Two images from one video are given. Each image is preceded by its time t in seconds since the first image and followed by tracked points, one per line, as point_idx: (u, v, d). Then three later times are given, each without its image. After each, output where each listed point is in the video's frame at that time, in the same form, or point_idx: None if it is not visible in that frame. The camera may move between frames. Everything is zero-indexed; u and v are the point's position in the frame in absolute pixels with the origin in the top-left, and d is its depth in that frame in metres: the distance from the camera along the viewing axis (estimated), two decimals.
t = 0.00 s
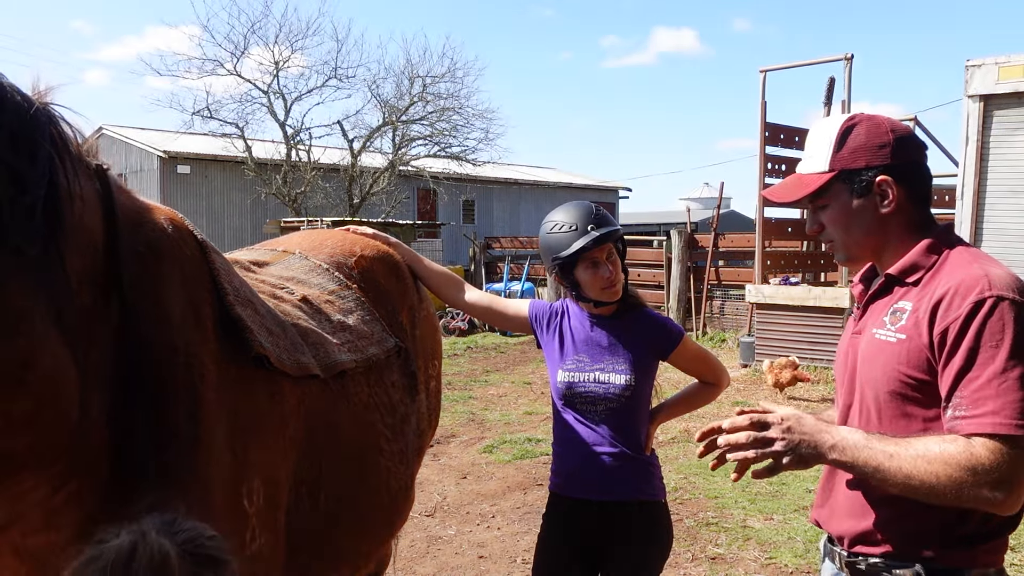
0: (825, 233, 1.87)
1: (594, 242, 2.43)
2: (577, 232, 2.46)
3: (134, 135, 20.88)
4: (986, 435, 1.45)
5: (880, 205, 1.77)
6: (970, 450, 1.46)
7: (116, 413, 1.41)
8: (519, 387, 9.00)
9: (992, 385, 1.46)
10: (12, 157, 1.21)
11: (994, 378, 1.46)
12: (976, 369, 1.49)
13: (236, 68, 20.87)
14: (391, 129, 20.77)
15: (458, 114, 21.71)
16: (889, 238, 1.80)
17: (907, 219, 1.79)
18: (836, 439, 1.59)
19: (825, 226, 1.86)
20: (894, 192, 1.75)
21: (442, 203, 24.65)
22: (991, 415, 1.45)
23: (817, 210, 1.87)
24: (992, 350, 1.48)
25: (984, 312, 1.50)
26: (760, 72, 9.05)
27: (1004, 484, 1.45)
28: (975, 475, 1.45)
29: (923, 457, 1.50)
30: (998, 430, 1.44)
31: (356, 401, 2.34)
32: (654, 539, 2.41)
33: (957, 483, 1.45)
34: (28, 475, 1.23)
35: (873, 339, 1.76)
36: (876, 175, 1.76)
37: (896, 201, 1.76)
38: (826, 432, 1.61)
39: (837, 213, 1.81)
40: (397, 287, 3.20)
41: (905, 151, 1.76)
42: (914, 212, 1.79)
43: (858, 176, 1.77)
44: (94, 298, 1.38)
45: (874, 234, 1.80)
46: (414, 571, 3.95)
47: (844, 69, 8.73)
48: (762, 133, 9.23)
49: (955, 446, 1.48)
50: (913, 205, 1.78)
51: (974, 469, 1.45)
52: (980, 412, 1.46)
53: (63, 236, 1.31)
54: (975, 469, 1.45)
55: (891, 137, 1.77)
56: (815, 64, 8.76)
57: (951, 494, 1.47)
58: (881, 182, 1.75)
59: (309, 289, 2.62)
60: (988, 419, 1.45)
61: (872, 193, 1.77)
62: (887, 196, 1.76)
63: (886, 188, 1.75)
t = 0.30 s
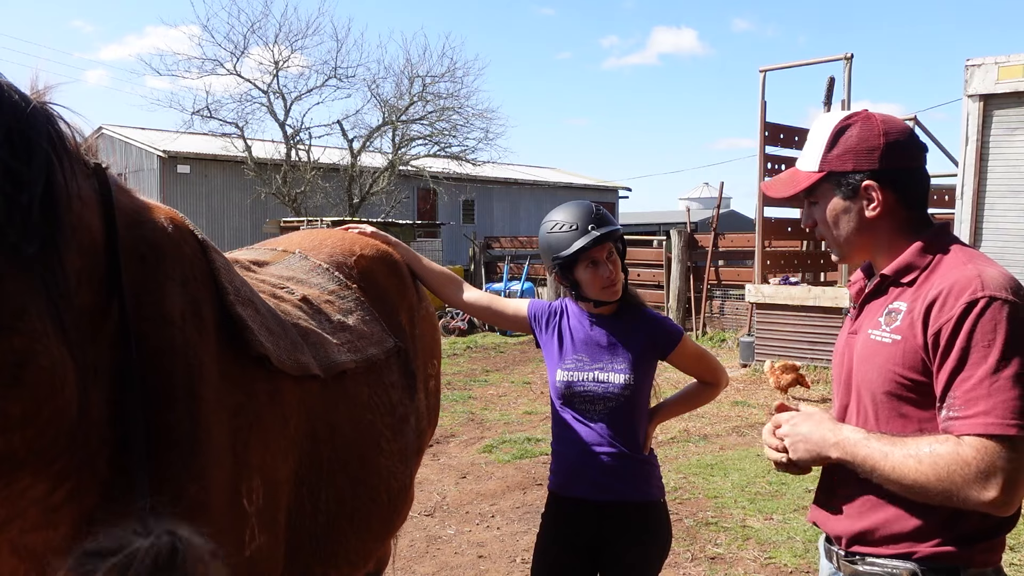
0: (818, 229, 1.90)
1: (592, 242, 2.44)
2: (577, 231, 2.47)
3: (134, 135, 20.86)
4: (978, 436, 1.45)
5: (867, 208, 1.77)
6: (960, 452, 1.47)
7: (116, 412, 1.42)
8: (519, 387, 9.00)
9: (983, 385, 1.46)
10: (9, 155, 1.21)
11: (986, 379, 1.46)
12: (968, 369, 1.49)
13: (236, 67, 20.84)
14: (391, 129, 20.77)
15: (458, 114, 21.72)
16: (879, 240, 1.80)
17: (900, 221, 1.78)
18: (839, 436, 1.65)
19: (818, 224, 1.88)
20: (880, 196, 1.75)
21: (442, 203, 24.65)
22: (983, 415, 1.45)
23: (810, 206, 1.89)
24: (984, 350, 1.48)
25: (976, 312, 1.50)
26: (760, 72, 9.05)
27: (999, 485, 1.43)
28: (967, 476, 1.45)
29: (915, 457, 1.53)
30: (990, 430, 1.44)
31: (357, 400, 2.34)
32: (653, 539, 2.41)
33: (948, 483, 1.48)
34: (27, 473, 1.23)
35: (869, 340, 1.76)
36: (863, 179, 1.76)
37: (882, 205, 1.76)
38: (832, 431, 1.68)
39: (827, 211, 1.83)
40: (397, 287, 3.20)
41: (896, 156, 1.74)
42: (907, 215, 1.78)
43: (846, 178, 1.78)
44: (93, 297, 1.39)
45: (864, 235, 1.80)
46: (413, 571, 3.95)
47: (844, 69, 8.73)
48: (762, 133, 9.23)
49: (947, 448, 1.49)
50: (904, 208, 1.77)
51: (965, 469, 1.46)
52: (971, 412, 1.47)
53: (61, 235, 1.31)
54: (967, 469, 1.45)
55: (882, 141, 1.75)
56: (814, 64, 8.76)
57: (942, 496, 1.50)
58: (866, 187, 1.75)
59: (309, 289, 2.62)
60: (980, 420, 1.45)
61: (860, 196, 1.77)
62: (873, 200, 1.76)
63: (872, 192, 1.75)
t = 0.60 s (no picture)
0: (817, 226, 1.90)
1: (592, 241, 2.44)
2: (577, 230, 2.47)
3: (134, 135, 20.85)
4: (976, 435, 1.46)
5: (863, 207, 1.77)
6: (959, 450, 1.47)
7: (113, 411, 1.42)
8: (519, 387, 9.00)
9: (981, 385, 1.46)
10: (4, 155, 1.21)
11: (983, 379, 1.46)
12: (966, 369, 1.49)
13: (236, 67, 20.82)
14: (391, 129, 20.77)
15: (457, 114, 21.72)
16: (877, 239, 1.80)
17: (898, 221, 1.78)
18: (839, 431, 1.66)
19: (816, 221, 1.89)
20: (876, 195, 1.75)
21: (441, 203, 24.65)
22: (980, 415, 1.45)
23: (809, 203, 1.90)
24: (982, 350, 1.48)
25: (974, 312, 1.50)
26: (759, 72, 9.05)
27: (998, 485, 1.43)
28: (965, 475, 1.45)
29: (914, 455, 1.53)
30: (987, 430, 1.44)
31: (356, 400, 2.35)
32: (653, 539, 2.42)
33: (947, 482, 1.48)
34: (22, 470, 1.24)
35: (868, 339, 1.76)
36: (860, 178, 1.76)
37: (878, 204, 1.76)
38: (832, 425, 1.69)
39: (824, 209, 1.84)
40: (396, 287, 3.21)
41: (893, 156, 1.74)
42: (906, 214, 1.78)
43: (843, 177, 1.79)
44: (90, 295, 1.39)
45: (862, 234, 1.81)
46: (413, 571, 3.95)
47: (844, 69, 8.73)
48: (762, 133, 9.23)
49: (946, 447, 1.49)
50: (902, 208, 1.77)
51: (963, 468, 1.46)
52: (970, 412, 1.47)
53: (58, 235, 1.31)
54: (965, 467, 1.45)
55: (881, 141, 1.75)
56: (814, 64, 8.76)
57: (941, 495, 1.50)
58: (863, 186, 1.75)
59: (309, 289, 2.63)
60: (978, 419, 1.45)
61: (856, 195, 1.77)
62: (869, 199, 1.76)
63: (868, 192, 1.76)
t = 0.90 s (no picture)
0: (820, 227, 1.89)
1: (592, 242, 2.44)
2: (578, 229, 2.47)
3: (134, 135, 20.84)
4: (989, 432, 1.45)
5: (870, 204, 1.76)
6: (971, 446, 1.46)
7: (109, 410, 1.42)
8: (518, 387, 8.99)
9: (990, 382, 1.46)
10: None
11: (993, 376, 1.46)
12: (974, 367, 1.48)
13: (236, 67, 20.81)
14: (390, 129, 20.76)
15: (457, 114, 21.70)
16: (881, 237, 1.79)
17: (903, 217, 1.77)
18: (842, 407, 1.61)
19: (820, 220, 1.88)
20: (883, 191, 1.74)
21: (441, 203, 24.64)
22: (992, 412, 1.45)
23: (813, 203, 1.88)
24: (990, 347, 1.47)
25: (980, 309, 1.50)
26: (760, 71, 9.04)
27: (1003, 481, 1.45)
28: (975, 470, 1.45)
29: (923, 443, 1.50)
30: (997, 426, 1.44)
31: (354, 399, 2.34)
32: (651, 538, 2.42)
33: (956, 478, 1.47)
34: (17, 469, 1.23)
35: (868, 336, 1.76)
36: (866, 175, 1.76)
37: (885, 201, 1.75)
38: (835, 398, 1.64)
39: (829, 208, 1.83)
40: (396, 286, 3.20)
41: (898, 153, 1.74)
42: (911, 212, 1.78)
43: (850, 174, 1.78)
44: (87, 295, 1.39)
45: (867, 232, 1.80)
46: (412, 571, 3.95)
47: (844, 69, 8.72)
48: (762, 133, 9.22)
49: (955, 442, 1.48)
50: (906, 206, 1.77)
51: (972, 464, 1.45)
52: (980, 409, 1.46)
53: (52, 235, 1.30)
54: (973, 463, 1.45)
55: (885, 138, 1.75)
56: (813, 64, 8.73)
57: (946, 487, 1.50)
58: (870, 182, 1.75)
59: (308, 288, 2.63)
60: (989, 417, 1.45)
61: (863, 192, 1.77)
62: (876, 195, 1.75)
63: (875, 188, 1.75)
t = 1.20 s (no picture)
0: (812, 206, 1.83)
1: (575, 231, 2.45)
2: (561, 219, 2.46)
3: (102, 133, 20.44)
4: (942, 425, 1.45)
5: (874, 185, 1.78)
6: (925, 440, 1.46)
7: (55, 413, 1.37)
8: (493, 386, 8.96)
9: (944, 375, 1.46)
10: None
11: (947, 368, 1.46)
12: (929, 360, 1.49)
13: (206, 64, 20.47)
14: (364, 128, 20.56)
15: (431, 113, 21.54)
16: (867, 225, 1.81)
17: (886, 207, 1.81)
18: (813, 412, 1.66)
19: (814, 199, 1.82)
20: (886, 174, 1.77)
21: (416, 202, 24.49)
22: (944, 404, 1.45)
23: (808, 179, 1.82)
24: (944, 340, 1.48)
25: (935, 302, 1.51)
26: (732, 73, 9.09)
27: (962, 475, 1.44)
28: (931, 464, 1.45)
29: (882, 441, 1.53)
30: (951, 419, 1.44)
31: (320, 397, 2.30)
32: (621, 535, 2.40)
33: (912, 472, 1.48)
34: None
35: (832, 331, 1.76)
36: (875, 156, 1.77)
37: (885, 186, 1.78)
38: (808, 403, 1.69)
39: (835, 184, 1.78)
40: (367, 282, 3.15)
41: (889, 143, 1.80)
42: (891, 203, 1.81)
43: (859, 153, 1.77)
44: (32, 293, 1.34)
45: (857, 216, 1.80)
46: (385, 570, 3.90)
47: (814, 71, 8.79)
48: (734, 134, 9.27)
49: (911, 435, 1.49)
50: (892, 195, 1.81)
51: (927, 458, 1.46)
52: (934, 402, 1.47)
53: None
54: (929, 456, 1.45)
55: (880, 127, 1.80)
56: (784, 66, 8.78)
57: (906, 481, 1.51)
58: (879, 164, 1.77)
59: (274, 285, 2.58)
60: (942, 409, 1.45)
61: (868, 173, 1.77)
62: (880, 178, 1.78)
63: (880, 170, 1.77)
